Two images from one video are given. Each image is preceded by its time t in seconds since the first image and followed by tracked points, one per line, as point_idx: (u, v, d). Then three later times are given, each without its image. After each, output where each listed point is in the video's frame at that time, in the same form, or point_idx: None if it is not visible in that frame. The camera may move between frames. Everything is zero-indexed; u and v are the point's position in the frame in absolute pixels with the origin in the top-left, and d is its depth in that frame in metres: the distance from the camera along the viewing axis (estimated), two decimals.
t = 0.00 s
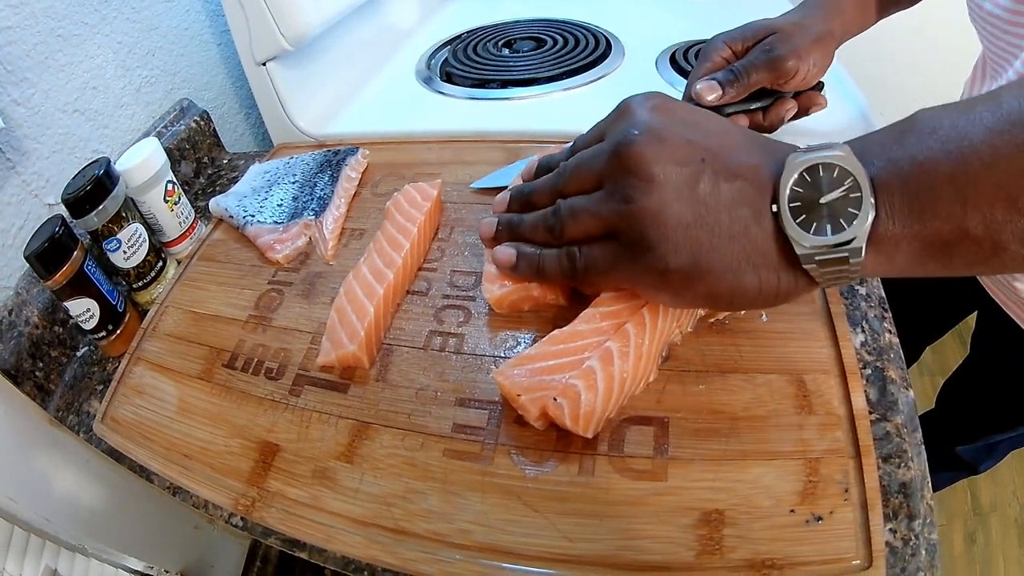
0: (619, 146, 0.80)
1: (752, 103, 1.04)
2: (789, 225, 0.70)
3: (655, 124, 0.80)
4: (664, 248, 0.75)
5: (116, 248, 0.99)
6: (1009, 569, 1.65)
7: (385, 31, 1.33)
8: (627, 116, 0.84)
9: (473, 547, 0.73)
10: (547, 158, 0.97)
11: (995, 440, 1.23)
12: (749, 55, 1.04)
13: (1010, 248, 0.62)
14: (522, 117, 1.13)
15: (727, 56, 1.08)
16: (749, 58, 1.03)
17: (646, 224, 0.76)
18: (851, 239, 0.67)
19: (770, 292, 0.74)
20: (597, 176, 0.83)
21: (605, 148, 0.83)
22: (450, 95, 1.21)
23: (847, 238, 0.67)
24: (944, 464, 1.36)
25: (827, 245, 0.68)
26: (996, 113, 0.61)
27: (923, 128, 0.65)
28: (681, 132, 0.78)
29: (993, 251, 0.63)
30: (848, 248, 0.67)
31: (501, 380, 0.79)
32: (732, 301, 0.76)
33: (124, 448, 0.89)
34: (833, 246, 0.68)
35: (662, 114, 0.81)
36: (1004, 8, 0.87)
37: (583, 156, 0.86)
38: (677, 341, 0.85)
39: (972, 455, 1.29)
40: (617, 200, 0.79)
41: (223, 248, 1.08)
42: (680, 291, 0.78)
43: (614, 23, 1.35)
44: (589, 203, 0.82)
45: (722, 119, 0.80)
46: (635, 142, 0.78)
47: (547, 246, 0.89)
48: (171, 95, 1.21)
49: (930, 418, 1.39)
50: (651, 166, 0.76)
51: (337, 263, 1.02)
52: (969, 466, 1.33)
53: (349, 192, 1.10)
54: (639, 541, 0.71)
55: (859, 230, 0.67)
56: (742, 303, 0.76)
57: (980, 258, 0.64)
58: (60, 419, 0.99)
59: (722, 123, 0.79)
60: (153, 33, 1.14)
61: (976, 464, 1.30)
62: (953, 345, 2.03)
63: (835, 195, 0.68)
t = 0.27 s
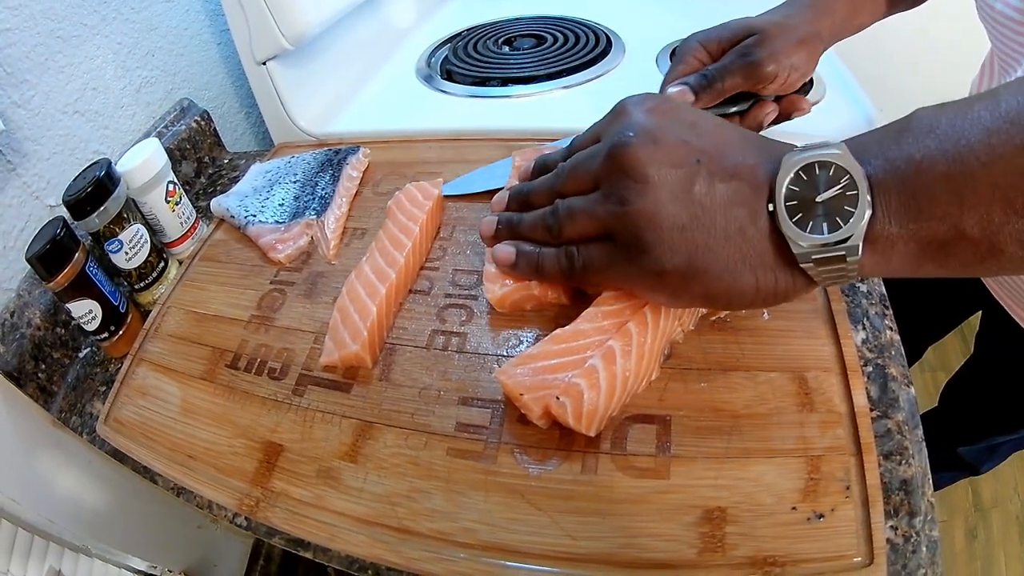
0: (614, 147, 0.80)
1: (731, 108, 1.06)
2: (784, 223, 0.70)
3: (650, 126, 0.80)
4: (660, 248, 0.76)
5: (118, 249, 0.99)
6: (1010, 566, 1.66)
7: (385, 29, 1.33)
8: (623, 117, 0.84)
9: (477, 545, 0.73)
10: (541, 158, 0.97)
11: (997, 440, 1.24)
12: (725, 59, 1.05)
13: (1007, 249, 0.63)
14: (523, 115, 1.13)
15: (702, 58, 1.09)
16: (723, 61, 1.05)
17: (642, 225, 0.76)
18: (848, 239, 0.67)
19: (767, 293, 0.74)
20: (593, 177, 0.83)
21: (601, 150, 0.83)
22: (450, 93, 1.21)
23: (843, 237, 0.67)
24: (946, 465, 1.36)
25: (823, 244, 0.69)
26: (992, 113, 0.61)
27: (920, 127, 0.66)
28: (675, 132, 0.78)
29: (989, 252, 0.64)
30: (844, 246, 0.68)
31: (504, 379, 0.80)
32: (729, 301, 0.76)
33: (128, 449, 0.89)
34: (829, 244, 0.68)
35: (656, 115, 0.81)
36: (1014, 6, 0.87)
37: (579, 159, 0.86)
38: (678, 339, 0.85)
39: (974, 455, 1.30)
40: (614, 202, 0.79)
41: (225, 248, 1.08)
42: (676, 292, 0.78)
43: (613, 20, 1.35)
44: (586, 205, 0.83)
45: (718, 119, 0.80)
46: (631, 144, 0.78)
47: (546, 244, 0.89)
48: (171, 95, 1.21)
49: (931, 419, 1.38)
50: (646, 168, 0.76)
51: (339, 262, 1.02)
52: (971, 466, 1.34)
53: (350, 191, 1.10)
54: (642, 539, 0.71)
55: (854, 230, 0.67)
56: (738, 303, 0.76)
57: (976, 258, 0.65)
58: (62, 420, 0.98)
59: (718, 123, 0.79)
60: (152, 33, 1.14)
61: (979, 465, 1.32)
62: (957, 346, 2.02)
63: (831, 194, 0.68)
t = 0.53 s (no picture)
0: (620, 147, 0.80)
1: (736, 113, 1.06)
2: (788, 217, 0.70)
3: (654, 125, 0.80)
4: (667, 245, 0.75)
5: (120, 249, 0.99)
6: (1010, 567, 1.66)
7: (386, 29, 1.32)
8: (626, 118, 0.84)
9: (480, 546, 0.73)
10: (542, 160, 0.98)
11: (998, 444, 1.25)
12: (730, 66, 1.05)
13: (1002, 246, 0.64)
14: (525, 114, 1.13)
15: (706, 62, 1.10)
16: (727, 68, 1.05)
17: (650, 223, 0.76)
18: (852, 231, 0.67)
19: (774, 288, 0.74)
20: (598, 177, 0.84)
21: (606, 150, 0.83)
22: (452, 93, 1.21)
23: (847, 230, 0.67)
24: (947, 468, 1.36)
25: (827, 237, 0.69)
26: (990, 113, 0.62)
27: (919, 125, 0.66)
28: (680, 131, 0.78)
29: (985, 249, 0.64)
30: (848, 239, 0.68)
31: (507, 380, 0.80)
32: (736, 297, 0.76)
33: (130, 450, 0.89)
34: (832, 237, 0.68)
35: (660, 115, 0.81)
36: (1016, 8, 0.88)
37: (584, 160, 0.86)
38: (681, 340, 0.85)
39: (975, 460, 1.31)
40: (621, 201, 0.79)
41: (226, 248, 1.08)
42: (683, 288, 0.78)
43: (615, 20, 1.35)
44: (591, 205, 0.83)
45: (720, 118, 0.80)
46: (637, 144, 0.78)
47: (550, 246, 0.89)
48: (172, 95, 1.21)
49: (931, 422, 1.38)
50: (652, 167, 0.76)
51: (341, 262, 1.02)
52: (971, 471, 1.34)
53: (352, 191, 1.10)
54: (645, 540, 0.71)
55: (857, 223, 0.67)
56: (745, 298, 0.76)
57: (970, 255, 0.66)
58: (64, 421, 0.98)
59: (720, 121, 0.79)
60: (154, 33, 1.14)
61: (979, 470, 1.33)
62: (956, 346, 2.02)
63: (833, 188, 0.68)
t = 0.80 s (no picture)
0: (618, 140, 0.79)
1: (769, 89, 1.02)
2: (790, 213, 0.70)
3: (653, 117, 0.78)
4: (667, 240, 0.74)
5: (114, 245, 0.98)
6: (1009, 560, 1.65)
7: (382, 22, 1.31)
8: (625, 109, 0.83)
9: (478, 543, 0.72)
10: (540, 152, 0.96)
11: (998, 439, 1.23)
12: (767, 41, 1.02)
13: (1009, 241, 0.63)
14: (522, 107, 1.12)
15: (740, 41, 1.05)
16: (766, 43, 1.01)
17: (650, 218, 0.75)
18: (857, 227, 0.67)
19: (775, 282, 0.74)
20: (597, 170, 0.82)
21: (605, 142, 0.82)
22: (449, 86, 1.19)
23: (852, 226, 0.67)
24: (947, 461, 1.34)
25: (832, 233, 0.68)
26: (997, 106, 0.61)
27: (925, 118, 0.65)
28: (679, 123, 0.77)
29: (992, 244, 0.63)
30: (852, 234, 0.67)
31: (505, 374, 0.79)
32: (736, 292, 0.75)
33: (126, 449, 0.88)
34: (836, 232, 0.67)
35: (660, 107, 0.79)
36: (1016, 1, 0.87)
37: (582, 152, 0.85)
38: (681, 333, 0.84)
39: (974, 454, 1.29)
40: (620, 195, 0.78)
41: (221, 244, 1.07)
42: (683, 283, 0.77)
43: (613, 12, 1.34)
44: (589, 199, 0.82)
45: (720, 110, 0.79)
46: (635, 136, 0.77)
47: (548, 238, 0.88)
48: (167, 90, 1.20)
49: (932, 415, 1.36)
50: (652, 159, 0.75)
51: (336, 257, 1.01)
52: (970, 465, 1.33)
53: (348, 185, 1.09)
54: (645, 536, 0.70)
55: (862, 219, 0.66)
56: (745, 293, 0.75)
57: (977, 250, 0.65)
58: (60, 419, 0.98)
59: (720, 113, 0.78)
60: (148, 28, 1.13)
61: (978, 464, 1.31)
62: (956, 340, 2.01)
63: (837, 182, 0.67)
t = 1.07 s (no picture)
0: (617, 136, 0.78)
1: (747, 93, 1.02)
2: (792, 210, 0.69)
3: (652, 112, 0.77)
4: (666, 237, 0.74)
5: (111, 245, 0.97)
6: (1009, 555, 1.63)
7: (379, 18, 1.30)
8: (625, 104, 0.81)
9: (477, 542, 0.72)
10: (535, 147, 0.96)
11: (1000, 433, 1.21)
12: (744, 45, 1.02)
13: (1015, 236, 0.62)
14: (520, 102, 1.11)
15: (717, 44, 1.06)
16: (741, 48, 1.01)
17: (649, 215, 0.74)
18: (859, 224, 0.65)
19: (775, 280, 0.73)
20: (596, 166, 0.81)
21: (604, 138, 0.80)
22: (446, 81, 1.19)
23: (854, 223, 0.66)
24: (948, 456, 1.33)
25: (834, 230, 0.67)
26: (1002, 99, 0.60)
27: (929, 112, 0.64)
28: (679, 119, 0.75)
29: (998, 240, 0.63)
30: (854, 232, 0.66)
31: (503, 372, 0.78)
32: (736, 289, 0.74)
33: (124, 450, 0.88)
34: (838, 229, 0.67)
35: (660, 102, 0.78)
36: None
37: (581, 147, 0.84)
38: (681, 329, 0.83)
39: (976, 449, 1.26)
40: (619, 192, 0.77)
41: (218, 242, 1.07)
42: (682, 281, 0.76)
43: (611, 6, 1.33)
44: (588, 195, 0.81)
45: (721, 106, 0.77)
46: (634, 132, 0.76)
47: (547, 234, 0.87)
48: (164, 88, 1.19)
49: (933, 409, 1.35)
50: (651, 156, 0.74)
51: (334, 254, 1.01)
52: (971, 460, 1.30)
53: (345, 181, 1.08)
54: (647, 534, 0.70)
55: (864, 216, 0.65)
56: (745, 291, 0.74)
57: (983, 245, 0.64)
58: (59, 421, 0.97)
59: (721, 108, 0.77)
60: (144, 26, 1.12)
61: (979, 459, 1.28)
62: (956, 334, 2.00)
63: (839, 179, 0.67)
